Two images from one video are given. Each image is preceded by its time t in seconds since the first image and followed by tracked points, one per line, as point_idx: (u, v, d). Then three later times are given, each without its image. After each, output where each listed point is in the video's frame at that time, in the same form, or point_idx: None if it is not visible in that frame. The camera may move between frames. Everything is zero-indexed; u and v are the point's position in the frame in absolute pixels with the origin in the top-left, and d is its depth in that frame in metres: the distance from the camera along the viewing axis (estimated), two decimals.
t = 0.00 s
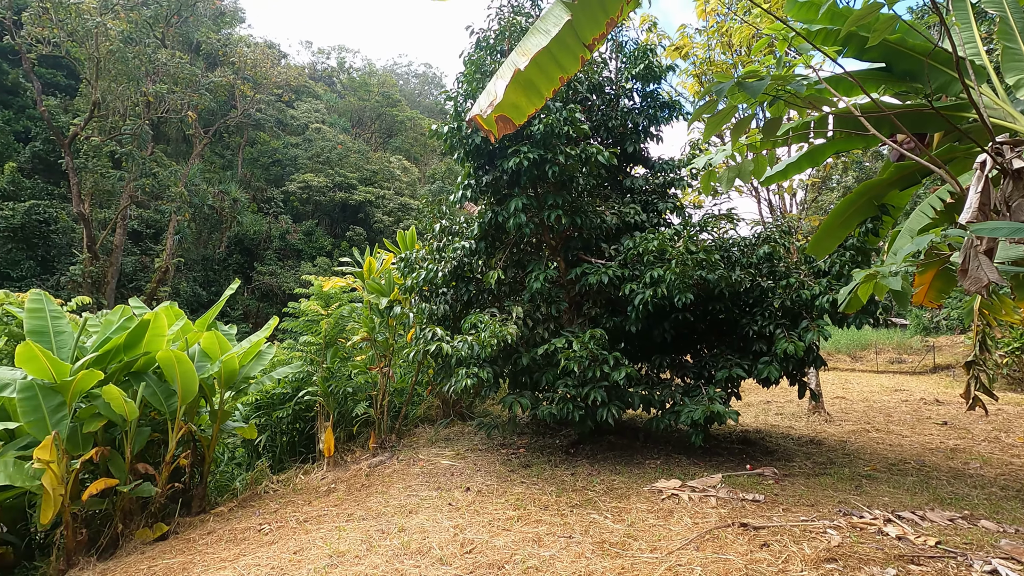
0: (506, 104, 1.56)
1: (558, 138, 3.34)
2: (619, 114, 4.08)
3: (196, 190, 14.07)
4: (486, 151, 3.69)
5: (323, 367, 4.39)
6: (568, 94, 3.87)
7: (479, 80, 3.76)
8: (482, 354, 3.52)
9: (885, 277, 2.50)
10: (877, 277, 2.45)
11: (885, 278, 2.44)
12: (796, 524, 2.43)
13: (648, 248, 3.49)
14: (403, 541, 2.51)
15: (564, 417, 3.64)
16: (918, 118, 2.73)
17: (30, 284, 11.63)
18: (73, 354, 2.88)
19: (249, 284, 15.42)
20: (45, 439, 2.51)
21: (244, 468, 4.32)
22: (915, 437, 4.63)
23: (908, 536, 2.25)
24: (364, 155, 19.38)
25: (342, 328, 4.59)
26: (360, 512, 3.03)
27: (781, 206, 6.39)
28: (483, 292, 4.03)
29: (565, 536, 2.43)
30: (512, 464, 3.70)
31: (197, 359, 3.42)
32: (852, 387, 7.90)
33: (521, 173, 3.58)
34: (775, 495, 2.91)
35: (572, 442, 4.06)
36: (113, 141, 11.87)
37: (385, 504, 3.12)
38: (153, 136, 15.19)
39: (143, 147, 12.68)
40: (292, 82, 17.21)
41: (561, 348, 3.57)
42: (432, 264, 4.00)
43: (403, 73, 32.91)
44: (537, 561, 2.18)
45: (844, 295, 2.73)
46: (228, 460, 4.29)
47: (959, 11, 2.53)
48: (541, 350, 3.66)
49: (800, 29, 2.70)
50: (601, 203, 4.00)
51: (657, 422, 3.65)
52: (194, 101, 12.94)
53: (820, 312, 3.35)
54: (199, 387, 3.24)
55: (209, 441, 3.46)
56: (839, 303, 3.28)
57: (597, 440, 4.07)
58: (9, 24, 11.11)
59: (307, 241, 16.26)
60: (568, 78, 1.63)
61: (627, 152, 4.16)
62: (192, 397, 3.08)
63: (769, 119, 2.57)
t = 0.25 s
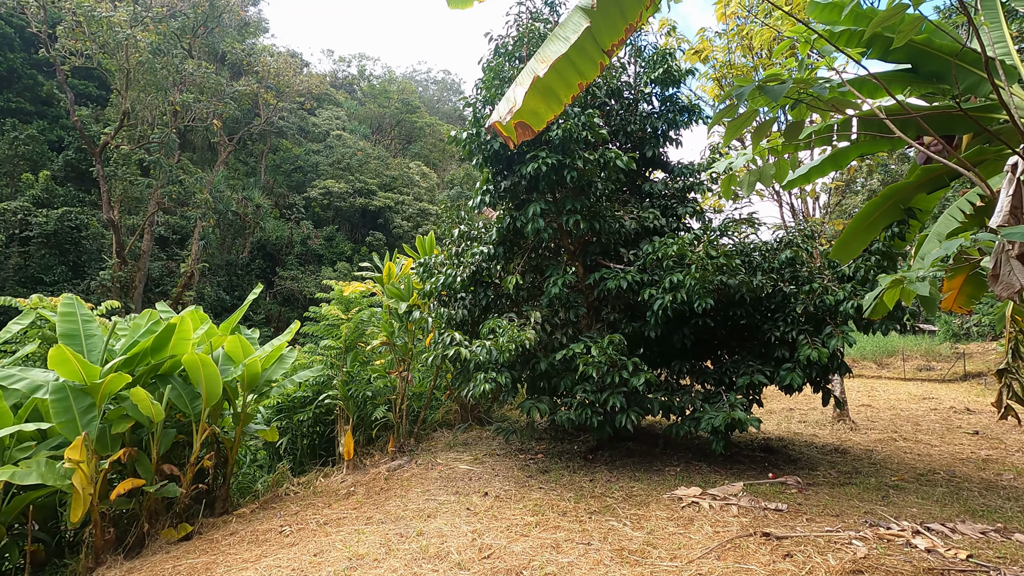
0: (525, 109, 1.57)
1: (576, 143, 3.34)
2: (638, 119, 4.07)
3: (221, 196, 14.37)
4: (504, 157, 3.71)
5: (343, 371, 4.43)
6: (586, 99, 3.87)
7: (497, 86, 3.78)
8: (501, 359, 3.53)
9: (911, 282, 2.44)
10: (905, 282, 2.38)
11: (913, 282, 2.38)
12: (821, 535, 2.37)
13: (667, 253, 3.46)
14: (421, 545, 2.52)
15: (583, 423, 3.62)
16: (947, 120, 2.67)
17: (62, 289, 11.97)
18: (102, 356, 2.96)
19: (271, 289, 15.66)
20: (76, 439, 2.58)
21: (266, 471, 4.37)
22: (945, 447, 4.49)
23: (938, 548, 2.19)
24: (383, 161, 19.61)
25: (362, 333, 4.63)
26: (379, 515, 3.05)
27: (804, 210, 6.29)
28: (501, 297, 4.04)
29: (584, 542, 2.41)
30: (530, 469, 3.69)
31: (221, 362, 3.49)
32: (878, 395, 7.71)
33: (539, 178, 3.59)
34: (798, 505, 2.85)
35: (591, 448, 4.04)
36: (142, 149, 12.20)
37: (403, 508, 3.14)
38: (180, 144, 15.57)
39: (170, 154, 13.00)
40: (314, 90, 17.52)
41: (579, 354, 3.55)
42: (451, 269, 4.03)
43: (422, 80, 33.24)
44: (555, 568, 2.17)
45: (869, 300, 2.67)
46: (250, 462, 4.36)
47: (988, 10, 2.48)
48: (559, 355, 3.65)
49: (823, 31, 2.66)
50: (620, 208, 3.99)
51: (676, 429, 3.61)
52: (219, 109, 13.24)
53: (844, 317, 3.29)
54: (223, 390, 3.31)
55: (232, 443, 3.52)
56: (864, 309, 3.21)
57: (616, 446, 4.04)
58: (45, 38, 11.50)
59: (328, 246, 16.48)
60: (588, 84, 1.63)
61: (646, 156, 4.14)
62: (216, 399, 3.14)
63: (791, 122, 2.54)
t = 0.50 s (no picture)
0: (548, 113, 1.57)
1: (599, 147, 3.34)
2: (660, 122, 4.05)
3: (249, 201, 14.70)
4: (526, 160, 3.73)
5: (367, 373, 4.49)
6: (608, 102, 3.87)
7: (519, 90, 3.80)
8: (522, 362, 3.53)
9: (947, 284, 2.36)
10: (940, 285, 2.31)
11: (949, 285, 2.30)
12: (850, 545, 2.32)
13: (691, 256, 3.43)
14: (443, 546, 2.54)
15: (604, 427, 3.60)
16: (982, 119, 2.59)
17: (97, 291, 12.37)
18: (136, 356, 3.05)
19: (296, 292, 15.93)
20: (111, 436, 2.66)
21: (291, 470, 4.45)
22: (982, 457, 4.34)
23: (974, 562, 2.12)
24: (406, 165, 19.83)
25: (385, 335, 4.69)
26: (401, 517, 3.08)
27: (832, 212, 6.17)
28: (523, 301, 4.05)
29: (606, 547, 2.40)
30: (551, 473, 3.68)
31: (248, 363, 3.56)
32: (910, 402, 7.50)
33: (561, 182, 3.60)
34: (826, 514, 2.78)
35: (613, 452, 4.01)
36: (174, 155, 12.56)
37: (425, 509, 3.16)
38: (210, 150, 15.98)
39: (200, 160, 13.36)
40: (339, 97, 17.82)
41: (601, 357, 3.54)
42: (473, 272, 4.06)
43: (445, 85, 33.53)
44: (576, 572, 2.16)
45: (900, 305, 2.60)
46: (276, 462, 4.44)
47: None
48: (581, 358, 3.64)
49: (851, 30, 2.62)
50: (642, 211, 3.97)
51: (700, 434, 3.57)
52: (248, 116, 13.56)
53: (874, 322, 3.21)
54: (250, 390, 3.37)
55: (258, 442, 3.59)
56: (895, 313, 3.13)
57: (638, 451, 4.00)
58: (83, 49, 11.94)
59: (352, 250, 16.71)
60: (611, 87, 1.63)
61: (669, 159, 4.11)
62: (243, 399, 3.21)
63: (818, 124, 2.49)
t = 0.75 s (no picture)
0: (571, 113, 1.57)
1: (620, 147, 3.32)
2: (683, 121, 4.01)
3: (274, 203, 14.96)
4: (546, 161, 3.73)
5: (388, 373, 4.54)
6: (630, 102, 3.85)
7: (541, 91, 3.81)
8: (542, 363, 3.54)
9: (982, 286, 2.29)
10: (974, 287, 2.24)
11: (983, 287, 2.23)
12: (878, 552, 2.26)
13: (714, 257, 3.39)
14: (464, 545, 2.56)
15: (625, 429, 3.58)
16: (1018, 116, 2.52)
17: (128, 291, 12.72)
18: (166, 354, 3.12)
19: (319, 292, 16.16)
20: (141, 432, 2.73)
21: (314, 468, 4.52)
22: (1018, 465, 4.21)
23: (1008, 572, 2.05)
24: (426, 167, 19.98)
25: (406, 335, 4.73)
26: (421, 515, 3.10)
27: (859, 213, 6.03)
28: (543, 301, 4.05)
29: (626, 550, 2.38)
30: (571, 474, 3.67)
31: (273, 361, 3.63)
32: (941, 408, 7.29)
33: (582, 182, 3.59)
34: (853, 520, 2.72)
35: (633, 454, 3.98)
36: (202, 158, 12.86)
37: (445, 508, 3.18)
38: (236, 153, 16.32)
39: (227, 163, 13.64)
40: (361, 100, 18.03)
41: (622, 359, 3.52)
42: (494, 273, 4.07)
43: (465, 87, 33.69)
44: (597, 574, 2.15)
45: (931, 307, 2.53)
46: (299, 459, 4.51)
47: None
48: (602, 360, 3.62)
49: (879, 27, 2.56)
50: (664, 212, 3.94)
51: (722, 437, 3.52)
52: (273, 120, 13.80)
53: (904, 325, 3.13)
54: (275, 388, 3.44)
55: (282, 440, 3.65)
56: (925, 316, 3.05)
57: (659, 453, 3.96)
58: (116, 56, 12.30)
59: (373, 251, 16.90)
60: (633, 87, 1.63)
61: (691, 159, 4.07)
62: (268, 397, 3.27)
63: (845, 122, 2.44)
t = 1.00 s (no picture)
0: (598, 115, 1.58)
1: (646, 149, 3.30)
2: (711, 122, 3.96)
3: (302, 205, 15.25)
4: (572, 163, 3.73)
5: (413, 373, 4.58)
6: (657, 103, 3.81)
7: (566, 93, 3.79)
8: (566, 365, 3.53)
9: None
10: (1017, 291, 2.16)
11: None
12: (912, 564, 2.20)
13: (742, 260, 3.34)
14: (488, 545, 2.57)
15: (650, 433, 3.55)
16: None
17: (163, 290, 13.12)
18: (200, 351, 3.22)
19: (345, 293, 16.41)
20: (176, 427, 2.81)
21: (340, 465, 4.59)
22: None
23: None
24: (451, 169, 20.12)
25: (431, 336, 4.77)
26: (445, 514, 3.13)
27: (894, 215, 5.87)
28: (567, 303, 4.05)
29: (651, 554, 2.36)
30: (595, 477, 3.65)
31: (302, 360, 3.70)
32: (980, 417, 7.03)
33: (608, 184, 3.58)
34: (886, 531, 2.65)
35: (658, 459, 3.94)
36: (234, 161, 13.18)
37: (469, 508, 3.20)
38: (267, 156, 16.69)
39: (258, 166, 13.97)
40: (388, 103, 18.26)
41: (647, 362, 3.49)
42: (519, 275, 4.08)
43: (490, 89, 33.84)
44: None
45: (970, 311, 2.45)
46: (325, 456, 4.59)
47: None
48: (626, 362, 3.60)
49: (917, 23, 2.49)
50: (691, 214, 3.89)
51: (750, 443, 3.46)
52: (302, 123, 14.07)
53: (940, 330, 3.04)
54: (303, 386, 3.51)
55: (310, 437, 3.71)
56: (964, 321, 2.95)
57: (685, 458, 3.92)
58: (154, 63, 12.71)
59: (398, 252, 17.08)
60: (661, 88, 1.62)
61: (719, 160, 4.02)
62: (297, 394, 3.34)
63: (880, 121, 2.38)
